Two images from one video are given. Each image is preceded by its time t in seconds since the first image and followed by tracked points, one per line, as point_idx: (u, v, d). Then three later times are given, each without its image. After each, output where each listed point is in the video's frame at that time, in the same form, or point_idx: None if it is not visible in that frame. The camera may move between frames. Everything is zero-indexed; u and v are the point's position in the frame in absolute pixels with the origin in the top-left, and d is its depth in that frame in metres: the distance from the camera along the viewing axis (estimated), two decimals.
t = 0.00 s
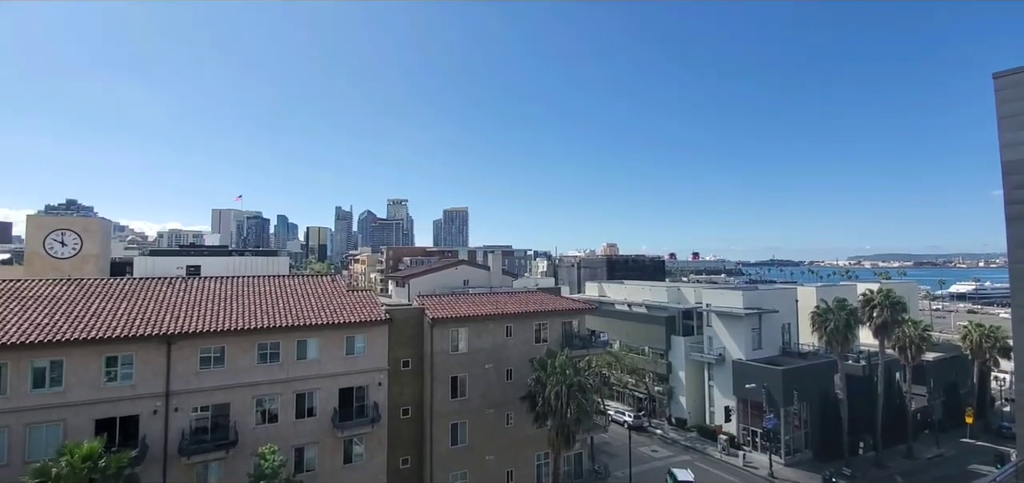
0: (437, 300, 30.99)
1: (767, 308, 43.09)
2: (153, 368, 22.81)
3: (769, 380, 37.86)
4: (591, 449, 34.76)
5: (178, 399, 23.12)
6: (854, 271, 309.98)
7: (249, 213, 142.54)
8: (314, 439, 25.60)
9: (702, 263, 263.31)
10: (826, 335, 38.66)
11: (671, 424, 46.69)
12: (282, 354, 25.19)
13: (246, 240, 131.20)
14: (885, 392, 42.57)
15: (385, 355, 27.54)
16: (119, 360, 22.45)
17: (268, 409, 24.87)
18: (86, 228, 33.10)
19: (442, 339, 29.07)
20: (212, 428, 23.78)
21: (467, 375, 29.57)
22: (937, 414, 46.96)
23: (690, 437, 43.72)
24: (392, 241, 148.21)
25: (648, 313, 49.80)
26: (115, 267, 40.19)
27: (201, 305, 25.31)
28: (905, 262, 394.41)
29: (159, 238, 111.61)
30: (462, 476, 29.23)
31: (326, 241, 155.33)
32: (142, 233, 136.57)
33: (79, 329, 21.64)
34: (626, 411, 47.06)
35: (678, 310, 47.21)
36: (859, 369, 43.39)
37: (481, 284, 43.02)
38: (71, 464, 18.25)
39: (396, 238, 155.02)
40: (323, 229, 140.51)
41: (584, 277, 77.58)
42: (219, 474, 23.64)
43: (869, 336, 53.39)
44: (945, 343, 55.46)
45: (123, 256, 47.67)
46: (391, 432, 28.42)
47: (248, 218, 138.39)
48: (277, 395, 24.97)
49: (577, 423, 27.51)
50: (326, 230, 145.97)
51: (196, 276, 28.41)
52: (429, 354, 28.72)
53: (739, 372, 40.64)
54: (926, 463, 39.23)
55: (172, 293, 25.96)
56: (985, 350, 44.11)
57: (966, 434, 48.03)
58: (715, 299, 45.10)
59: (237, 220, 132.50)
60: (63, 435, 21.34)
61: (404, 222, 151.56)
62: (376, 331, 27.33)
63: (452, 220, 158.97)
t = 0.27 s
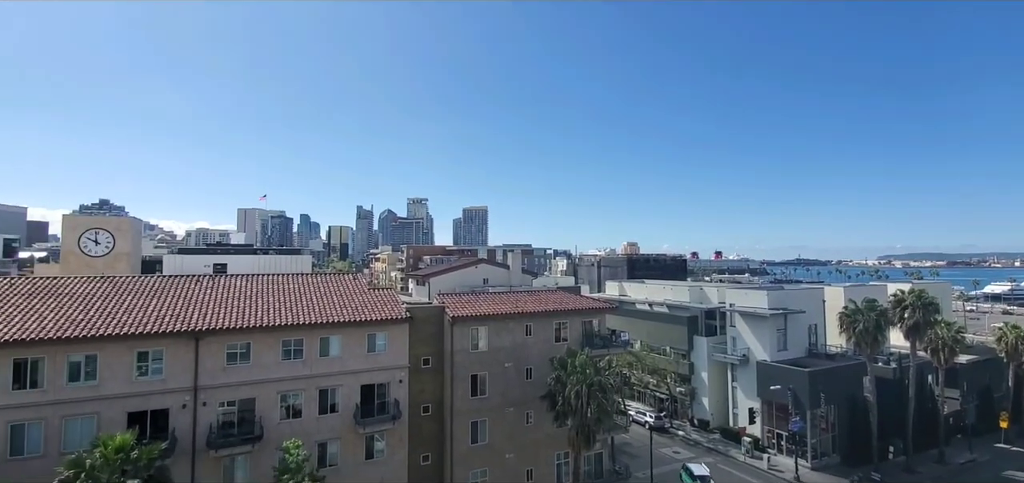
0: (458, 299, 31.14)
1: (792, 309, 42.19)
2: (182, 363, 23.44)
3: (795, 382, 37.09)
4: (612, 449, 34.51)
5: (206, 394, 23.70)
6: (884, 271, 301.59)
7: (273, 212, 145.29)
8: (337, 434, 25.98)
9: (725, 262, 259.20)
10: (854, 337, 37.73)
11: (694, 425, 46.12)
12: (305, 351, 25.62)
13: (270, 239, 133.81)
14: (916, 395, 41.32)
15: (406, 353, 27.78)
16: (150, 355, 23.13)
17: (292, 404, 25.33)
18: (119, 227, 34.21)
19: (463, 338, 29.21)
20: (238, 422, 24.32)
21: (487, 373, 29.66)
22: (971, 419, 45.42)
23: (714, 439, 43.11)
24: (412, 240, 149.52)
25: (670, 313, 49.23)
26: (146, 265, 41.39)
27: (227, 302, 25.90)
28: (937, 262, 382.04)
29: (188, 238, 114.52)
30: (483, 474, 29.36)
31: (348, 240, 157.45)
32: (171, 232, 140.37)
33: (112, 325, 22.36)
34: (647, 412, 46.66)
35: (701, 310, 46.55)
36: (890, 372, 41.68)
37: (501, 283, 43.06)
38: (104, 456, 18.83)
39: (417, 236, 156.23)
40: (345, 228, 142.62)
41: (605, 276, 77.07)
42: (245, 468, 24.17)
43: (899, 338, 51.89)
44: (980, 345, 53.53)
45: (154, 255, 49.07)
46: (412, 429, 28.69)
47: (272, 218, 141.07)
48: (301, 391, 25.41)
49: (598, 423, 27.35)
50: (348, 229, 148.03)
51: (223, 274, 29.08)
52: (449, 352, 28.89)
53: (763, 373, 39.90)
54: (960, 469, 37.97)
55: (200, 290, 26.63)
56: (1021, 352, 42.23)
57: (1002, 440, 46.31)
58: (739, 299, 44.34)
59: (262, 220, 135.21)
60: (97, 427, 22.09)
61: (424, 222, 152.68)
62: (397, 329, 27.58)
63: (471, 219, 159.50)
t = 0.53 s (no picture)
0: (480, 298, 31.24)
1: (822, 309, 41.08)
2: (213, 359, 24.11)
3: (825, 385, 36.13)
4: (636, 450, 34.19)
5: (236, 389, 24.30)
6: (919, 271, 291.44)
7: (299, 212, 147.99)
8: (362, 431, 26.35)
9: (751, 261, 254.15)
10: (888, 339, 36.54)
11: (720, 427, 45.38)
12: (331, 348, 26.06)
13: (297, 238, 136.37)
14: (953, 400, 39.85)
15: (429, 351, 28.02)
16: (182, 351, 23.84)
17: (318, 400, 25.78)
18: (153, 227, 35.32)
19: (485, 337, 29.34)
20: (267, 417, 24.89)
21: (510, 372, 29.70)
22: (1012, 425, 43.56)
23: (741, 442, 42.35)
24: (435, 239, 150.72)
25: (695, 313, 48.50)
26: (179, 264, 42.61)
27: (255, 300, 26.52)
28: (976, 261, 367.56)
29: (218, 237, 117.51)
30: (505, 472, 29.43)
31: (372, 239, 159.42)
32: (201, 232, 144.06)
33: (147, 322, 23.12)
34: (672, 413, 46.10)
35: (727, 310, 45.70)
36: (926, 375, 40.28)
37: (523, 282, 43.05)
38: (140, 448, 19.51)
39: (439, 235, 157.30)
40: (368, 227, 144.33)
41: (628, 276, 76.34)
42: (274, 462, 24.73)
43: (935, 340, 50.10)
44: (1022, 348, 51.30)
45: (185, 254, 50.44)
46: (435, 427, 28.92)
47: (298, 217, 143.94)
48: (327, 387, 25.87)
49: (621, 423, 27.15)
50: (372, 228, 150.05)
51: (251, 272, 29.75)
52: (472, 350, 29.03)
53: (792, 375, 38.98)
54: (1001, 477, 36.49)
55: (230, 288, 27.34)
56: None
57: None
58: (766, 299, 43.41)
59: (289, 219, 137.94)
60: (133, 420, 22.89)
61: (446, 221, 153.63)
62: (420, 328, 27.81)
63: (493, 218, 159.88)
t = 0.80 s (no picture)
0: (504, 296, 31.30)
1: (855, 310, 39.87)
2: (244, 354, 24.76)
3: (859, 388, 35.08)
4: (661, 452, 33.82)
5: (266, 385, 24.91)
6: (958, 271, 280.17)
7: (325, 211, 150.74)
8: (387, 427, 26.71)
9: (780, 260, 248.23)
10: (926, 341, 35.24)
11: (748, 430, 44.54)
12: (357, 345, 26.49)
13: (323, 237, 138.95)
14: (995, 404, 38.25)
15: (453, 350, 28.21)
16: (215, 347, 24.55)
17: (345, 396, 26.23)
18: (187, 227, 36.42)
19: (509, 335, 29.39)
20: (295, 412, 25.44)
21: (533, 371, 29.70)
22: None
23: (769, 445, 41.48)
24: (458, 237, 151.66)
25: (722, 313, 47.67)
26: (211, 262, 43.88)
27: (284, 297, 27.13)
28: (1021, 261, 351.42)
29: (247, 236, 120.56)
30: (529, 471, 29.48)
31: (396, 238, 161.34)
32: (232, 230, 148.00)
33: (181, 318, 23.89)
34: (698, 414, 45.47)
35: (755, 310, 44.75)
36: (966, 378, 38.72)
37: (546, 280, 42.94)
38: (176, 440, 20.21)
39: (462, 234, 158.21)
40: (392, 226, 146.05)
41: (652, 274, 75.45)
42: (302, 456, 25.27)
43: (977, 342, 48.08)
44: None
45: (218, 252, 51.94)
46: (460, 424, 29.12)
47: (324, 216, 146.68)
48: (353, 384, 26.29)
49: (646, 424, 26.89)
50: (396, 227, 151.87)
51: (280, 270, 30.44)
52: (495, 349, 29.12)
53: (824, 377, 37.96)
54: None
55: (260, 286, 28.03)
56: None
57: None
58: (796, 299, 42.35)
59: (315, 218, 140.63)
60: (168, 413, 23.68)
61: (469, 219, 154.42)
62: (443, 326, 28.02)
63: (516, 217, 160.03)
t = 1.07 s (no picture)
0: (525, 295, 31.30)
1: (887, 310, 38.65)
2: (272, 351, 25.31)
3: (893, 391, 34.01)
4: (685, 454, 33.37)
5: (292, 380, 25.43)
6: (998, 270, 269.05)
7: (349, 210, 153.03)
8: (410, 424, 26.99)
9: (809, 259, 242.23)
10: (963, 342, 34.02)
11: (776, 433, 43.63)
12: (380, 343, 26.82)
13: (347, 236, 141.09)
14: None
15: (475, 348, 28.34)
16: (244, 343, 25.18)
17: (369, 393, 26.59)
18: (216, 226, 37.42)
19: (531, 334, 29.38)
20: (321, 408, 25.90)
21: (555, 370, 29.64)
22: None
23: (798, 449, 40.56)
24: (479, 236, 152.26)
25: (748, 313, 46.80)
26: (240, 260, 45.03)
27: (310, 295, 27.65)
28: None
29: (273, 235, 123.16)
30: (551, 470, 29.44)
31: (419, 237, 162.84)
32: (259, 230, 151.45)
33: (212, 315, 24.57)
34: (724, 416, 44.77)
35: (782, 311, 43.77)
36: (1006, 381, 36.76)
37: (568, 279, 42.80)
38: (207, 433, 20.83)
39: (484, 233, 158.76)
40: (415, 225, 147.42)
41: (676, 274, 74.48)
42: (327, 451, 25.71)
43: (1019, 345, 46.11)
44: None
45: (246, 251, 53.22)
46: (482, 422, 29.25)
47: (348, 216, 148.96)
48: (377, 381, 26.64)
49: (670, 425, 26.61)
50: (418, 226, 153.28)
51: (306, 269, 31.03)
52: (517, 347, 29.14)
53: (855, 380, 36.91)
54: None
55: (287, 284, 28.61)
56: None
57: None
58: (826, 299, 41.27)
59: (339, 217, 142.92)
60: (200, 407, 24.37)
61: (491, 218, 154.92)
62: (465, 324, 28.17)
63: (537, 216, 159.82)
